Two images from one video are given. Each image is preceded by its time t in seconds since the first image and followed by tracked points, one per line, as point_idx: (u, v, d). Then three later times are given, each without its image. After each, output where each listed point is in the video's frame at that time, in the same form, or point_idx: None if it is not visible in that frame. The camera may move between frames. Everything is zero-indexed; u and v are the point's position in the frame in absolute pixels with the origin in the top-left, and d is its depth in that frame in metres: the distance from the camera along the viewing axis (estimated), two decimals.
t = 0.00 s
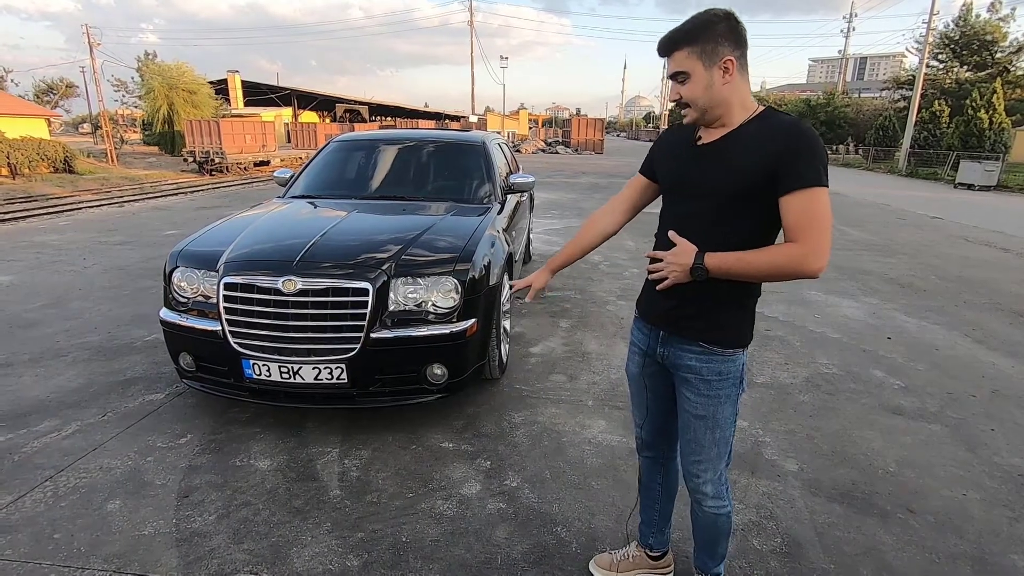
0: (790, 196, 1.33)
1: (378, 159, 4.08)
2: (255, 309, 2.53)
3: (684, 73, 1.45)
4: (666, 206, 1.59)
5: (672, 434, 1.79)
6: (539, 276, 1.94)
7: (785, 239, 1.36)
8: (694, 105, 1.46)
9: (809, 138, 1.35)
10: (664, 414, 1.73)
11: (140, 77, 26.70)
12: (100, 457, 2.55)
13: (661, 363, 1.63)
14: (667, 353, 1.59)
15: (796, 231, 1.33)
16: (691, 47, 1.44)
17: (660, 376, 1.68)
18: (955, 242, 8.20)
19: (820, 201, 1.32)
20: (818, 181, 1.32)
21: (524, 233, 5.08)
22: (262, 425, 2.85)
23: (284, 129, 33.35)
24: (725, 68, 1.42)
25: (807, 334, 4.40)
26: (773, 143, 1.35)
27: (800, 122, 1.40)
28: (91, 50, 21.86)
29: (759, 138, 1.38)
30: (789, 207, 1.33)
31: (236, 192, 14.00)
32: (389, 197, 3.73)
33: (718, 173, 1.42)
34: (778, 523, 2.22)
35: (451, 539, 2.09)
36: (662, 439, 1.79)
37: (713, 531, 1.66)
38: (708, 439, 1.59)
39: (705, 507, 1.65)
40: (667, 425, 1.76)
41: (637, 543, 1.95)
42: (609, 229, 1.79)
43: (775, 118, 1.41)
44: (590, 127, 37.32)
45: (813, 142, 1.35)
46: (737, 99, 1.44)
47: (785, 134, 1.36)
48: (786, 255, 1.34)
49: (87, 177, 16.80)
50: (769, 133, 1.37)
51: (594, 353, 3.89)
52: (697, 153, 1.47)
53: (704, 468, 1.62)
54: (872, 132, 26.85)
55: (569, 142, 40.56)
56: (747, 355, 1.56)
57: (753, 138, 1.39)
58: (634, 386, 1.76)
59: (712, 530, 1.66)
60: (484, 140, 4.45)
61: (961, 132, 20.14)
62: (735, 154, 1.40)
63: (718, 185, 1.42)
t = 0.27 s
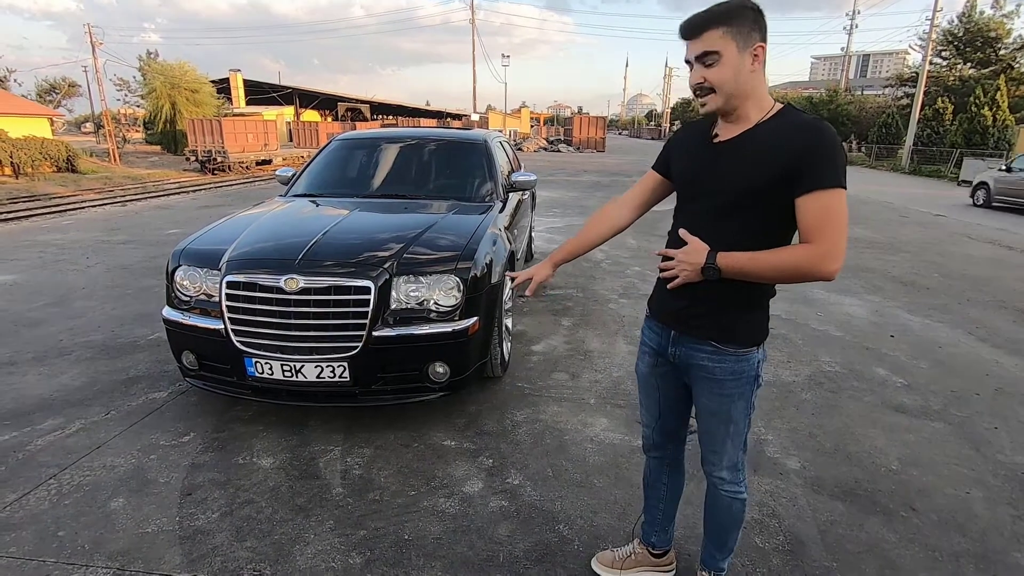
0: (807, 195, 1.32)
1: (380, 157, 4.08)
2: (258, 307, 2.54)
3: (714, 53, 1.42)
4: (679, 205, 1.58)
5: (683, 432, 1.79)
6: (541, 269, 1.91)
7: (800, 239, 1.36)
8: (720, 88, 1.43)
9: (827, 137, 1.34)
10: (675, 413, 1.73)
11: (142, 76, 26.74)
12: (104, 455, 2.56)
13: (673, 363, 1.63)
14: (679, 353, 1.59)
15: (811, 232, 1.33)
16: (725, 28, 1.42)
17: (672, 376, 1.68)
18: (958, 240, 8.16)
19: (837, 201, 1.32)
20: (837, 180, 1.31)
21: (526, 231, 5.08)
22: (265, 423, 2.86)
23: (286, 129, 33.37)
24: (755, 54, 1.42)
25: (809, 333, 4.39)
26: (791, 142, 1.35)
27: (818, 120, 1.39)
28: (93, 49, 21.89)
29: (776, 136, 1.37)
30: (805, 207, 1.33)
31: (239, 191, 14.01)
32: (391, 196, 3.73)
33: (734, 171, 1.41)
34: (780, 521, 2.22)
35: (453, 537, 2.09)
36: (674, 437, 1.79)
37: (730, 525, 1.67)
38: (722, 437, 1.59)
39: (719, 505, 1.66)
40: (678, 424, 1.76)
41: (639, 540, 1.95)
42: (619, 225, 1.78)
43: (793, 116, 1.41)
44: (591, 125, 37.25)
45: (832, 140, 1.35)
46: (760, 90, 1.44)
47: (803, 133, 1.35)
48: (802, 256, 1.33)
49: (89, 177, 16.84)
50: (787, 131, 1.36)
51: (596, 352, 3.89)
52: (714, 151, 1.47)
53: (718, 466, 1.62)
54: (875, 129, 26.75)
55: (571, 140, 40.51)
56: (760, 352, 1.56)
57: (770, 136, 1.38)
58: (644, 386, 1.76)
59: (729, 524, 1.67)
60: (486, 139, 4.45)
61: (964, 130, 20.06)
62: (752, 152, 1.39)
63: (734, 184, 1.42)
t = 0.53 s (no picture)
0: (822, 185, 1.31)
1: (382, 154, 4.08)
2: (260, 304, 2.54)
3: (749, 35, 1.41)
4: (686, 203, 1.58)
5: (690, 431, 1.79)
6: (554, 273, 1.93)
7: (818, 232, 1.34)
8: (756, 69, 1.41)
9: (836, 127, 1.33)
10: (684, 411, 1.73)
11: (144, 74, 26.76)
12: (108, 452, 2.57)
13: (686, 362, 1.62)
14: (693, 352, 1.59)
15: (829, 223, 1.31)
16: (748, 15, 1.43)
17: (683, 375, 1.67)
18: (962, 236, 8.13)
19: (851, 190, 1.30)
20: (850, 170, 1.30)
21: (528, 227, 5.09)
22: (268, 419, 2.87)
23: (288, 126, 33.38)
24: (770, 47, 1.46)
25: (812, 329, 4.38)
26: (799, 135, 1.34)
27: (827, 111, 1.38)
28: (94, 47, 21.92)
29: (785, 130, 1.36)
30: (819, 198, 1.31)
31: (241, 189, 14.01)
32: (393, 192, 3.73)
33: (742, 167, 1.41)
34: (783, 517, 2.22)
35: (455, 533, 2.10)
36: (681, 436, 1.79)
37: (735, 524, 1.68)
38: (735, 435, 1.59)
39: (728, 503, 1.66)
40: (687, 422, 1.76)
41: (641, 536, 1.95)
42: (624, 227, 1.78)
43: (800, 109, 1.40)
44: (593, 121, 37.16)
45: (842, 131, 1.33)
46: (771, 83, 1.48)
47: (811, 125, 1.34)
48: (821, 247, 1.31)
49: (92, 174, 16.89)
50: (794, 125, 1.36)
51: (598, 348, 3.89)
52: (720, 148, 1.46)
53: (729, 464, 1.63)
54: (878, 125, 26.63)
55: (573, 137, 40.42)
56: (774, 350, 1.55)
57: (777, 130, 1.37)
58: (653, 386, 1.75)
59: (735, 522, 1.67)
60: (488, 135, 4.45)
61: (969, 125, 19.95)
62: (760, 147, 1.38)
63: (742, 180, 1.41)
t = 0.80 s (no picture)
0: (833, 178, 1.31)
1: (385, 150, 4.08)
2: (264, 300, 2.55)
3: (756, 28, 1.39)
4: (689, 197, 1.57)
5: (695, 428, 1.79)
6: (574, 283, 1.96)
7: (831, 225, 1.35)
8: (764, 62, 1.40)
9: (843, 120, 1.33)
10: (691, 408, 1.73)
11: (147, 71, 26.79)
12: (114, 447, 2.59)
13: (695, 359, 1.62)
14: (703, 349, 1.58)
15: (843, 216, 1.31)
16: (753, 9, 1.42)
17: (691, 373, 1.67)
18: (968, 231, 8.08)
19: (861, 183, 1.31)
20: (858, 163, 1.30)
21: (531, 223, 5.08)
22: (273, 415, 2.88)
23: (290, 122, 33.39)
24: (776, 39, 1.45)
25: (816, 324, 4.37)
26: (806, 129, 1.33)
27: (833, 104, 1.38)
28: (98, 44, 21.94)
29: (791, 124, 1.36)
30: (830, 191, 1.32)
31: (244, 185, 14.01)
32: (396, 188, 3.73)
33: (749, 162, 1.40)
34: (786, 511, 2.22)
35: (459, 528, 2.10)
36: (687, 432, 1.79)
37: (741, 518, 1.68)
38: (744, 430, 1.59)
39: (734, 499, 1.66)
40: (692, 420, 1.76)
41: (645, 531, 1.95)
42: (631, 231, 1.79)
43: (804, 101, 1.40)
44: (596, 117, 37.04)
45: (848, 123, 1.34)
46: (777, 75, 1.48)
47: (818, 119, 1.34)
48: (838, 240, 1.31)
49: (96, 171, 16.94)
50: (801, 119, 1.35)
51: (601, 343, 3.89)
52: (724, 142, 1.45)
53: (738, 459, 1.63)
54: (883, 119, 26.47)
55: (576, 132, 40.31)
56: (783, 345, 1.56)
57: (784, 124, 1.36)
58: (658, 384, 1.74)
59: (741, 517, 1.68)
60: (491, 130, 4.44)
61: (975, 119, 19.81)
62: (766, 141, 1.38)
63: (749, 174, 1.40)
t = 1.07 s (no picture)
0: (837, 183, 1.30)
1: (389, 145, 4.07)
2: (270, 295, 2.56)
3: (715, 44, 1.40)
4: (697, 193, 1.56)
5: (697, 422, 1.79)
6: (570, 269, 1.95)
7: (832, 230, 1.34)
8: (725, 77, 1.41)
9: (855, 122, 1.31)
10: (692, 403, 1.73)
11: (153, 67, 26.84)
12: (122, 440, 2.61)
13: (694, 353, 1.62)
14: (702, 343, 1.58)
15: (844, 222, 1.30)
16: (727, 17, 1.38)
17: (691, 366, 1.67)
18: (976, 226, 8.02)
19: (867, 188, 1.29)
20: (866, 168, 1.28)
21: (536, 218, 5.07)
22: (278, 409, 2.89)
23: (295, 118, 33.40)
24: (760, 44, 1.38)
25: (822, 319, 4.35)
26: (815, 129, 1.32)
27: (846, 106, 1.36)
28: (104, 40, 21.99)
29: (800, 123, 1.34)
30: (834, 194, 1.30)
31: (250, 181, 14.04)
32: (401, 183, 3.73)
33: (755, 160, 1.39)
34: (791, 507, 2.22)
35: (464, 521, 2.11)
36: (689, 427, 1.79)
37: (743, 514, 1.67)
38: (742, 426, 1.59)
39: (735, 494, 1.66)
40: (694, 413, 1.76)
41: (650, 526, 1.96)
42: (640, 224, 1.78)
43: (817, 101, 1.37)
44: (601, 111, 36.90)
45: (860, 126, 1.31)
46: (772, 78, 1.40)
47: (829, 119, 1.31)
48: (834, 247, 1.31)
49: (103, 167, 17.00)
50: (811, 118, 1.33)
51: (606, 339, 3.88)
52: (733, 138, 1.44)
53: (737, 454, 1.62)
54: (891, 113, 26.25)
55: (581, 127, 40.18)
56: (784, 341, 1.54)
57: (793, 123, 1.35)
58: (660, 377, 1.75)
59: (743, 512, 1.67)
60: (495, 126, 4.43)
61: (984, 113, 19.64)
62: (773, 140, 1.36)
63: (754, 173, 1.39)
